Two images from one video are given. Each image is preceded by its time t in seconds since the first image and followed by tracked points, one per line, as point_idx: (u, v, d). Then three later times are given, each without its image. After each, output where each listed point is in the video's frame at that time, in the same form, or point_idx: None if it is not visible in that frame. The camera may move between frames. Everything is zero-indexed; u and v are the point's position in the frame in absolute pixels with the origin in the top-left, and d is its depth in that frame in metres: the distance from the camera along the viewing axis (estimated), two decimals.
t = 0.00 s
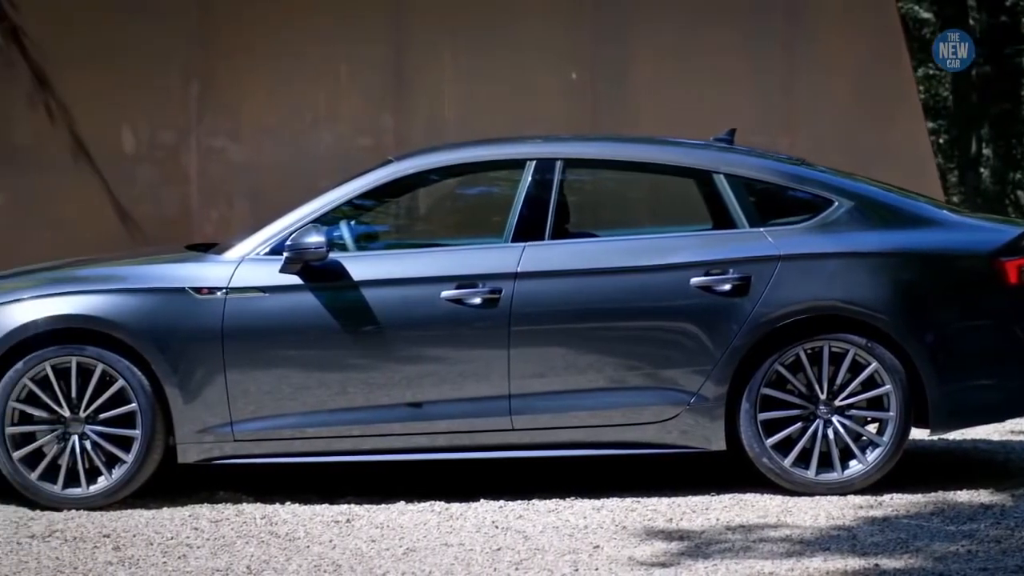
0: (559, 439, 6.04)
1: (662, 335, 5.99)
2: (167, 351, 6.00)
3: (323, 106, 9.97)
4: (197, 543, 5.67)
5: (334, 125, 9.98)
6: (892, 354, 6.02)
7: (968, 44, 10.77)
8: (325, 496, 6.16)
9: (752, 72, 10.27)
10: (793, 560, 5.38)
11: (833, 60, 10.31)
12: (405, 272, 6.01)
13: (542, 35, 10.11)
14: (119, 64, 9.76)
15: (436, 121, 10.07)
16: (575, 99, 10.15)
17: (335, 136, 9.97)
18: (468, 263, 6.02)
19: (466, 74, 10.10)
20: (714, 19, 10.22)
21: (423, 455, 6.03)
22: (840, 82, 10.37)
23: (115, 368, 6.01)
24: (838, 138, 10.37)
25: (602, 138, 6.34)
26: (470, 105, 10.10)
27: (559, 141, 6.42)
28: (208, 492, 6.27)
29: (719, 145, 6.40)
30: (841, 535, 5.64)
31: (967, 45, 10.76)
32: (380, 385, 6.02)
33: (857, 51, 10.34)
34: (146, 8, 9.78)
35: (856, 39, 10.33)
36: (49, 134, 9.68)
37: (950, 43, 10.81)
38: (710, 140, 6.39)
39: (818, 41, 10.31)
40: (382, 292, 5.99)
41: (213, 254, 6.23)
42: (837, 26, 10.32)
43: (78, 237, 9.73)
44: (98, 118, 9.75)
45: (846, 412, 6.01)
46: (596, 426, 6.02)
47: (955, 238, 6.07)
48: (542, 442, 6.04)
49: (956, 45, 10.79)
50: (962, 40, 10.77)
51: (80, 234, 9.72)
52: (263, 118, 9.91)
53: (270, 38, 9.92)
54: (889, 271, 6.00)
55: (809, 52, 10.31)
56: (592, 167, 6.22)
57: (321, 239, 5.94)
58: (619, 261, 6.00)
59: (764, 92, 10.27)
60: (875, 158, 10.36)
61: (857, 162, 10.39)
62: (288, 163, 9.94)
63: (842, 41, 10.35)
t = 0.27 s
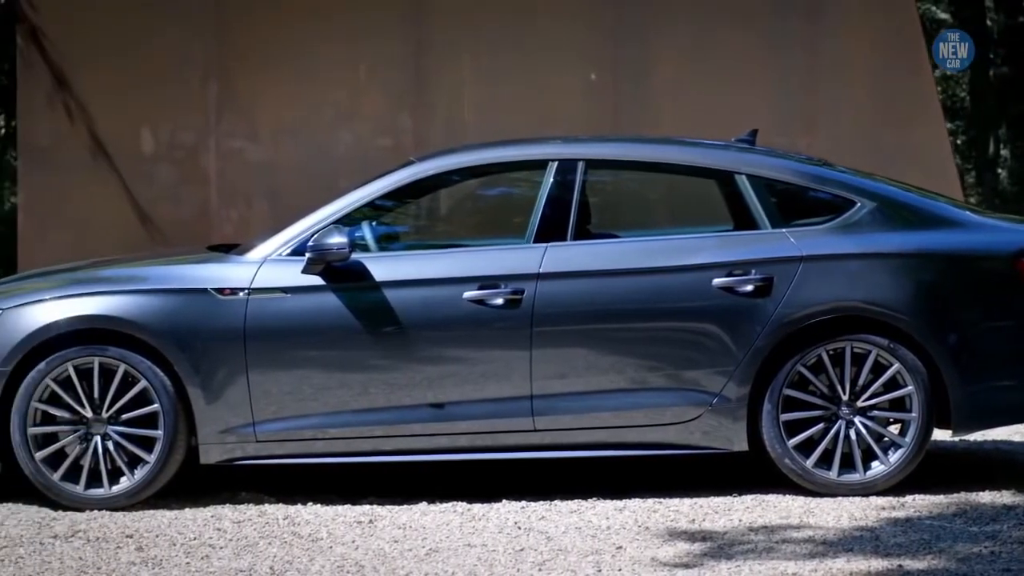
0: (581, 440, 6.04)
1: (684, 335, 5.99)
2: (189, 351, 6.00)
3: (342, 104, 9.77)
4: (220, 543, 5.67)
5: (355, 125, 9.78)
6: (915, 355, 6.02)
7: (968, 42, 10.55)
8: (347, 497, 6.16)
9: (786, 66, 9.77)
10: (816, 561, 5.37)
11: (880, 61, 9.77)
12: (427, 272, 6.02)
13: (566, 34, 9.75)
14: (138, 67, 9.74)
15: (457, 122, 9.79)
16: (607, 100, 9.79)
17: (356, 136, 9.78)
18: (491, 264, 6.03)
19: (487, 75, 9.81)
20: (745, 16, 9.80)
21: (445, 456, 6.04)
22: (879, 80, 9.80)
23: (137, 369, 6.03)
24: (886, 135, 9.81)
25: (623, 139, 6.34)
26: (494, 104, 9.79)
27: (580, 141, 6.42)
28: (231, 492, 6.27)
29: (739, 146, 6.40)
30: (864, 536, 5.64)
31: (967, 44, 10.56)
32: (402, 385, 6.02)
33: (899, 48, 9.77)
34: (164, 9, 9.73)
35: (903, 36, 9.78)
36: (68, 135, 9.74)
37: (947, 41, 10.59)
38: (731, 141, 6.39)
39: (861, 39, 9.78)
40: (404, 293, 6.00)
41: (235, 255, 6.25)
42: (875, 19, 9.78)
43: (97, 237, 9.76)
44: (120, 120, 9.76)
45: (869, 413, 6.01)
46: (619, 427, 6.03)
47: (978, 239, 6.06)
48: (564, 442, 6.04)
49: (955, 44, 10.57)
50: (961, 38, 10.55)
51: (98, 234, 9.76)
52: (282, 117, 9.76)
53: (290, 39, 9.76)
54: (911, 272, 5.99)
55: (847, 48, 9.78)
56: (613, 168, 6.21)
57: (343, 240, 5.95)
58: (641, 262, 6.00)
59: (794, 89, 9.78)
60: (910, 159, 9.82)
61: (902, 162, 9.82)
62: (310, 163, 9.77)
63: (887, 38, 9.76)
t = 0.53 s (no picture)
0: (600, 440, 6.05)
1: (703, 336, 6.00)
2: (207, 352, 6.01)
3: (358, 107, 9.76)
4: (239, 543, 5.67)
5: (370, 126, 9.77)
6: (933, 355, 6.02)
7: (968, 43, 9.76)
8: (366, 498, 6.16)
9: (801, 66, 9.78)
10: (835, 562, 5.37)
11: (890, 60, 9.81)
12: (445, 273, 6.02)
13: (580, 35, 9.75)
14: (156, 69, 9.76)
15: (473, 123, 9.79)
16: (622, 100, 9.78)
17: (372, 138, 9.76)
18: (509, 265, 6.03)
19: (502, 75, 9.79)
20: (760, 15, 9.78)
21: (464, 456, 6.04)
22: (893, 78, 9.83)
23: (155, 369, 6.04)
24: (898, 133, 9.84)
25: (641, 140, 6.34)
26: (509, 104, 9.78)
27: (598, 142, 6.43)
28: (249, 493, 6.27)
29: (756, 146, 6.40)
30: (883, 537, 5.63)
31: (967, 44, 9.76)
32: (420, 386, 6.03)
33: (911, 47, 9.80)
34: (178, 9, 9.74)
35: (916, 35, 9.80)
36: (84, 136, 9.79)
37: (946, 41, 9.74)
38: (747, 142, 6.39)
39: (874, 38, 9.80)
40: (422, 294, 6.00)
41: (253, 256, 6.26)
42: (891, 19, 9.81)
43: (112, 238, 9.82)
44: (138, 123, 9.79)
45: (887, 414, 6.01)
46: (636, 427, 6.03)
47: (996, 240, 6.06)
48: (583, 443, 6.05)
49: (953, 44, 9.74)
50: (961, 38, 9.75)
51: (113, 235, 9.80)
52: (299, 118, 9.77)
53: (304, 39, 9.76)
54: (929, 273, 5.99)
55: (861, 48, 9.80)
56: (632, 168, 6.22)
57: (361, 240, 5.96)
58: (659, 263, 6.01)
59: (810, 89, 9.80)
60: (928, 157, 9.84)
61: (914, 161, 9.85)
62: (325, 165, 9.77)
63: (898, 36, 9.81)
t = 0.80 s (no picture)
0: (620, 441, 6.06)
1: (723, 337, 6.00)
2: (229, 352, 6.02)
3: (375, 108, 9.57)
4: (261, 544, 5.67)
5: (387, 126, 9.57)
6: (954, 356, 6.01)
7: (970, 41, 9.49)
8: (386, 498, 6.16)
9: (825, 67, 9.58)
10: (858, 563, 5.37)
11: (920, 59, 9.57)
12: (466, 274, 6.03)
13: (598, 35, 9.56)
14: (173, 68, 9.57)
15: (491, 124, 9.57)
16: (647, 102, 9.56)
17: (388, 138, 9.57)
18: (529, 266, 6.04)
19: (519, 73, 9.59)
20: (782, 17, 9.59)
21: (485, 457, 6.06)
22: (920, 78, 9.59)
23: (177, 370, 6.04)
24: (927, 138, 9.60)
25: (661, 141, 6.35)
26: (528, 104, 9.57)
27: (617, 143, 6.44)
28: (269, 493, 6.27)
29: (777, 147, 6.40)
30: (904, 538, 5.63)
31: (968, 43, 9.49)
32: (441, 387, 6.03)
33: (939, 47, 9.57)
34: (192, 11, 9.55)
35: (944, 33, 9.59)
36: (102, 137, 9.58)
37: (945, 40, 9.52)
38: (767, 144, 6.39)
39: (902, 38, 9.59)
40: (443, 294, 6.01)
41: (274, 256, 6.27)
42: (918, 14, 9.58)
43: (130, 240, 9.61)
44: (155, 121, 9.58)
45: (907, 415, 6.01)
46: (657, 428, 6.04)
47: (1016, 241, 6.06)
48: (603, 443, 6.06)
49: (952, 43, 9.49)
50: (961, 37, 9.50)
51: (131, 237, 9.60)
52: (316, 119, 9.58)
53: (319, 39, 9.57)
54: (950, 274, 5.99)
55: (887, 47, 9.58)
56: (652, 169, 6.22)
57: (382, 240, 5.99)
58: (680, 264, 6.02)
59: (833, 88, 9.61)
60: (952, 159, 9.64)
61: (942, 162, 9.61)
62: (342, 165, 9.57)
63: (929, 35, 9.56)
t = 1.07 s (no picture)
0: (641, 442, 6.07)
1: (744, 339, 6.01)
2: (250, 354, 6.02)
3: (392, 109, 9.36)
4: (283, 545, 5.66)
5: (404, 128, 9.36)
6: (974, 357, 6.01)
7: (970, 42, 9.36)
8: (407, 499, 6.16)
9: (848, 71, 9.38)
10: (880, 563, 5.36)
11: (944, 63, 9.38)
12: (487, 275, 6.03)
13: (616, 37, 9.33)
14: (187, 67, 9.36)
15: (508, 128, 9.36)
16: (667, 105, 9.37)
17: (405, 140, 9.36)
18: (550, 268, 6.05)
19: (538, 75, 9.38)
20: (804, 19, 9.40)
21: (506, 457, 6.06)
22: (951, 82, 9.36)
23: (198, 371, 6.05)
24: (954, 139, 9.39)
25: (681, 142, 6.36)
26: (547, 107, 9.36)
27: (638, 144, 6.44)
28: (290, 494, 6.28)
29: (797, 148, 6.41)
30: (926, 539, 5.62)
31: (968, 44, 9.37)
32: (461, 388, 6.04)
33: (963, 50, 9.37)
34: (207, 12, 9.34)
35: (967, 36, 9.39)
36: (120, 138, 9.38)
37: (945, 40, 9.37)
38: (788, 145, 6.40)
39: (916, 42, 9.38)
40: (464, 296, 6.02)
41: (295, 258, 6.28)
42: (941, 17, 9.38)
43: (147, 241, 9.41)
44: (171, 120, 9.39)
45: (928, 416, 6.01)
46: (678, 429, 6.04)
47: None
48: (624, 444, 6.07)
49: (952, 43, 9.36)
50: (961, 37, 9.37)
51: (148, 237, 9.40)
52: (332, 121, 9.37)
53: (332, 39, 9.34)
54: (970, 275, 5.99)
55: (906, 50, 9.38)
56: (673, 171, 6.24)
57: (403, 242, 5.98)
58: (700, 265, 6.02)
59: (858, 93, 9.40)
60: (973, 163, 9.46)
61: (969, 164, 9.41)
62: (359, 166, 9.36)
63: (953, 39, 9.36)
